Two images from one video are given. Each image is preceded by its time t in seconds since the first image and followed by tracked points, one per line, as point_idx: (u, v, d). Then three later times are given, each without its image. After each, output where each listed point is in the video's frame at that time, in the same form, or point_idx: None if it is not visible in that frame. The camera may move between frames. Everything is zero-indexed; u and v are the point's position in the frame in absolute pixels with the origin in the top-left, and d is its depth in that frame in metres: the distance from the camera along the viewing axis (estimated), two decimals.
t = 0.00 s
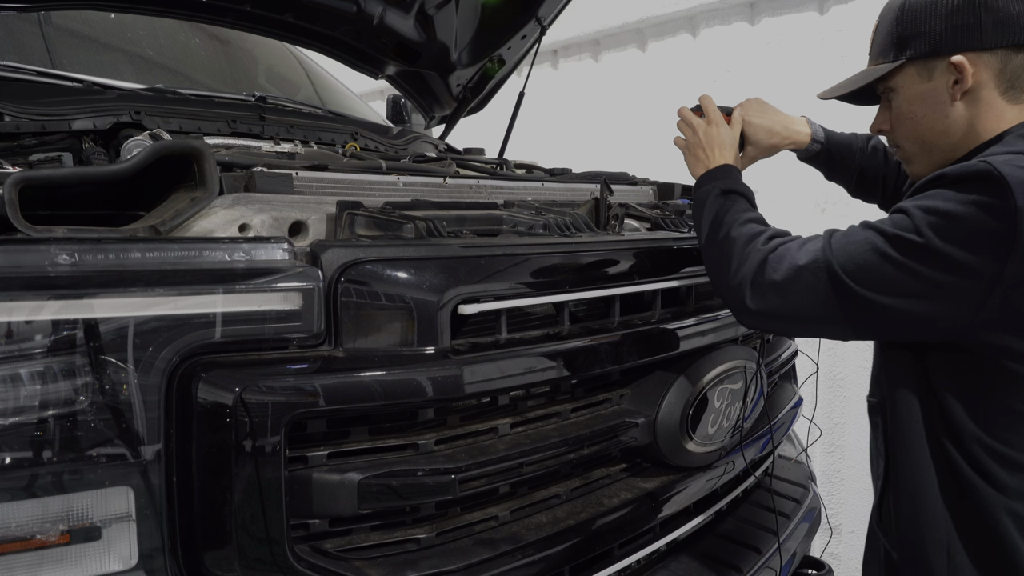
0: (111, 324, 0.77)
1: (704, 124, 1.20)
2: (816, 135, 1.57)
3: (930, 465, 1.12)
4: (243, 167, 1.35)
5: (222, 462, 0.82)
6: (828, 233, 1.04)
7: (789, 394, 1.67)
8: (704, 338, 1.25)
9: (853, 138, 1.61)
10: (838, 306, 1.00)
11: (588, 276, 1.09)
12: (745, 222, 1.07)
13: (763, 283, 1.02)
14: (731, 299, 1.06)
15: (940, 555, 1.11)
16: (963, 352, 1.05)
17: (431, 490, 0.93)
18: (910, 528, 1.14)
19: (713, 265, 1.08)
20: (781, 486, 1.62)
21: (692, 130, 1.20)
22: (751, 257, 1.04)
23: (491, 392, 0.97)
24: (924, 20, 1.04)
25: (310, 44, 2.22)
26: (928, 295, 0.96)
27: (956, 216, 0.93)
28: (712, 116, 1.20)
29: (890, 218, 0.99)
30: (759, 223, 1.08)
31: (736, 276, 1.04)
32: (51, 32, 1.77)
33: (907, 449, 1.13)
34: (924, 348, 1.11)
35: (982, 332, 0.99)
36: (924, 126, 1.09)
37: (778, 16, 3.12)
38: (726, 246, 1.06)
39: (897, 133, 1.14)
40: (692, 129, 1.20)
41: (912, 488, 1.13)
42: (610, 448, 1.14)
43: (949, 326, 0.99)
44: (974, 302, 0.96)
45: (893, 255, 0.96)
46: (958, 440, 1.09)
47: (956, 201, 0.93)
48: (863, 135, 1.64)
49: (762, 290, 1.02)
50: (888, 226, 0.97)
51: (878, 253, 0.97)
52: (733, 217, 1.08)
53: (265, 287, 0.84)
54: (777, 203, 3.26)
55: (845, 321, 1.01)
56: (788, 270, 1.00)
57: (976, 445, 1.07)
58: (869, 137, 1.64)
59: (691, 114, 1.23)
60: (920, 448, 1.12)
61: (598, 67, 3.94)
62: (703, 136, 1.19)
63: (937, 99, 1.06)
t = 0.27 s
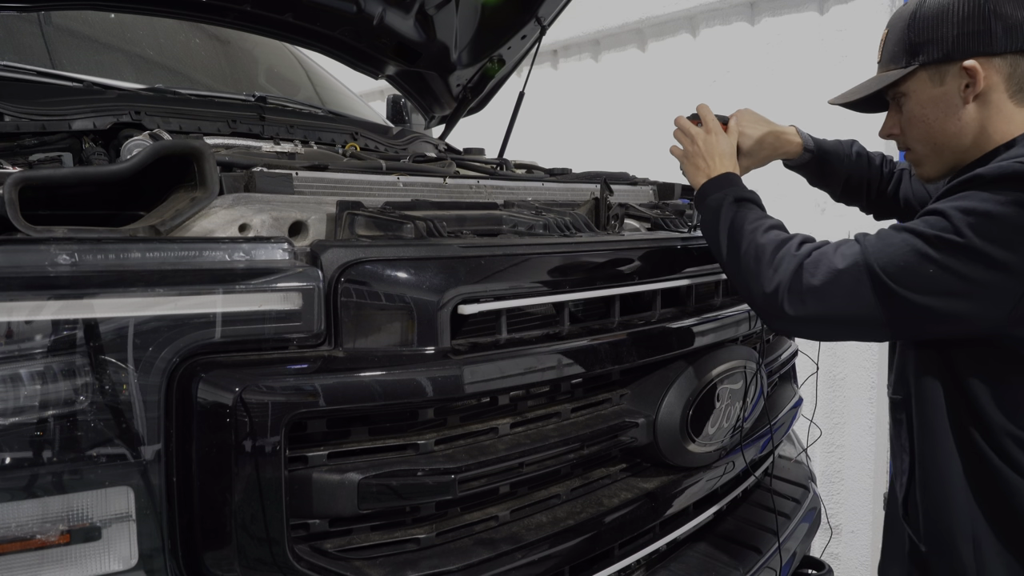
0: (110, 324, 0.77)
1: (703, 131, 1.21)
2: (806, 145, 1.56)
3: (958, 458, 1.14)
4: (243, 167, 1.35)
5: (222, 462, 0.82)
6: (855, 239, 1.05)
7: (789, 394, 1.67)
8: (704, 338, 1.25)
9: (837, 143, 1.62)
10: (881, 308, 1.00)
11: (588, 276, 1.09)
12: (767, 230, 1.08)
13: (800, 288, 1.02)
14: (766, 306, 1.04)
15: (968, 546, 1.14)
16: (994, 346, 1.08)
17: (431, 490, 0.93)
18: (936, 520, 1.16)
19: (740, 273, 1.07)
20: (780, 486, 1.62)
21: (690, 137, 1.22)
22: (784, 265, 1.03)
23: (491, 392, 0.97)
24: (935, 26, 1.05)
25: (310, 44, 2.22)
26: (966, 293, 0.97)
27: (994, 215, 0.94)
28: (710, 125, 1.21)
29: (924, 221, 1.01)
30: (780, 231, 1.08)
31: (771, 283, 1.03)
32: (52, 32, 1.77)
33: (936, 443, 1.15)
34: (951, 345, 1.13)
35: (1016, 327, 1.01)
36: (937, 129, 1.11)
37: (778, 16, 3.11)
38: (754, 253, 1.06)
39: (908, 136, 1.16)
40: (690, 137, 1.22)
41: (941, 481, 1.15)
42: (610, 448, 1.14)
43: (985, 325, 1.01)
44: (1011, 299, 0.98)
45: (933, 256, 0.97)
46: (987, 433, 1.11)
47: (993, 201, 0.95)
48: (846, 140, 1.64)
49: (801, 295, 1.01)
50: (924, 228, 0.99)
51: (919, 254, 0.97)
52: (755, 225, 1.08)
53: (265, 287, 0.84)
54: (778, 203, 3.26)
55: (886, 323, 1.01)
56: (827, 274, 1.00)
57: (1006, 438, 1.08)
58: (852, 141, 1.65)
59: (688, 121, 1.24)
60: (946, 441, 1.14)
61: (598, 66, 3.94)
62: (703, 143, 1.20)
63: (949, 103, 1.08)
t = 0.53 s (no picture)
0: (110, 324, 0.77)
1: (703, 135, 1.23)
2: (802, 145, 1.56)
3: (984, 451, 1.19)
4: (243, 167, 1.35)
5: (222, 462, 0.82)
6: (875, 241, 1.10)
7: (789, 394, 1.67)
8: (705, 338, 1.25)
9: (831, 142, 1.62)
10: (908, 308, 1.05)
11: (588, 276, 1.09)
12: (785, 233, 1.11)
13: (826, 291, 1.06)
14: (792, 309, 1.08)
15: (998, 534, 1.18)
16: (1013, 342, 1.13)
17: (431, 490, 0.93)
18: (967, 513, 1.19)
19: (762, 275, 1.10)
20: (780, 486, 1.62)
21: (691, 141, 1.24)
22: (808, 267, 1.07)
23: (491, 392, 0.97)
24: (937, 35, 1.10)
25: (310, 44, 2.22)
26: (990, 293, 1.02)
27: (1018, 217, 0.99)
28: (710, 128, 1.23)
29: (947, 224, 1.05)
30: (796, 234, 1.12)
31: (796, 286, 1.07)
32: (52, 32, 1.76)
33: (963, 438, 1.19)
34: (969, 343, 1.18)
35: None
36: (944, 134, 1.16)
37: (778, 16, 3.11)
38: (776, 257, 1.09)
39: (914, 142, 1.20)
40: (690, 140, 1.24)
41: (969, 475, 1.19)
42: (611, 448, 1.14)
43: (1008, 322, 1.06)
44: None
45: (959, 257, 1.01)
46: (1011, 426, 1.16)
47: (1016, 204, 1.00)
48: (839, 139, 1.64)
49: (827, 298, 1.06)
50: (949, 230, 1.03)
51: (946, 255, 1.02)
52: (771, 228, 1.11)
53: (265, 287, 0.84)
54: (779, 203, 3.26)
55: (912, 323, 1.06)
56: (854, 277, 1.05)
57: None
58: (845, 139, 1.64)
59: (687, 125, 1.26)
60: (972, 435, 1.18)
61: (598, 66, 3.94)
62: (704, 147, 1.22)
63: (956, 109, 1.13)
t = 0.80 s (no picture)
0: (110, 324, 0.77)
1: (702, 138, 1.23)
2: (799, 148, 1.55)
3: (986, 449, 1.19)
4: (243, 167, 1.35)
5: (222, 462, 0.82)
6: (875, 242, 1.10)
7: (789, 394, 1.67)
8: (704, 338, 1.25)
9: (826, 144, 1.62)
10: (912, 308, 1.04)
11: (588, 276, 1.09)
12: (786, 235, 1.11)
13: (828, 291, 1.05)
14: (794, 311, 1.08)
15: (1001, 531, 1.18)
16: (1014, 341, 1.13)
17: (431, 490, 0.93)
18: (971, 512, 1.20)
19: (764, 276, 1.10)
20: (780, 486, 1.62)
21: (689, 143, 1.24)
22: (810, 268, 1.07)
23: (491, 392, 0.97)
24: (932, 37, 1.10)
25: (310, 44, 2.22)
26: (993, 291, 1.03)
27: (1019, 215, 1.00)
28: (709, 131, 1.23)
29: (947, 223, 1.06)
30: (798, 236, 1.12)
31: (798, 287, 1.07)
32: (52, 32, 1.76)
33: (964, 436, 1.19)
34: (969, 341, 1.18)
35: None
36: (939, 137, 1.16)
37: (778, 16, 3.11)
38: (777, 259, 1.09)
39: (909, 145, 1.20)
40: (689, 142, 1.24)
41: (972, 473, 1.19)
42: (611, 448, 1.14)
43: (1010, 321, 1.06)
44: None
45: (962, 256, 1.02)
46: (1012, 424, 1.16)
47: (1016, 202, 1.01)
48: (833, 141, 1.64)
49: (830, 298, 1.05)
50: (950, 229, 1.04)
51: (948, 254, 1.02)
52: (773, 230, 1.11)
53: (265, 287, 0.84)
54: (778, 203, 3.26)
55: (914, 323, 1.06)
56: (856, 277, 1.05)
57: None
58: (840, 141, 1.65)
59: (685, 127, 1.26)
60: (974, 433, 1.19)
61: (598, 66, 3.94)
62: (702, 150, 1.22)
63: (951, 111, 1.13)
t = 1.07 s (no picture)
0: (111, 324, 0.77)
1: (703, 136, 1.23)
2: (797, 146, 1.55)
3: (969, 453, 1.18)
4: (243, 167, 1.35)
5: (221, 462, 0.82)
6: (865, 241, 1.10)
7: (789, 394, 1.67)
8: (704, 338, 1.25)
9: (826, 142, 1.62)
10: (895, 307, 1.04)
11: (588, 276, 1.09)
12: (777, 233, 1.11)
13: (814, 290, 1.06)
14: (780, 307, 1.08)
15: (983, 538, 1.18)
16: (1002, 344, 1.12)
17: (431, 490, 0.93)
18: (952, 516, 1.19)
19: (752, 273, 1.10)
20: (780, 487, 1.62)
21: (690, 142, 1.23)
22: (797, 266, 1.07)
23: (490, 392, 0.97)
24: (945, 32, 1.10)
25: (310, 44, 2.22)
26: (978, 294, 1.02)
27: (1005, 218, 1.00)
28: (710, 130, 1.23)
29: (935, 223, 1.05)
30: (790, 235, 1.12)
31: (784, 284, 1.07)
32: (52, 33, 1.76)
33: (950, 440, 1.19)
34: (958, 344, 1.17)
35: None
36: (944, 133, 1.16)
37: (778, 16, 3.11)
38: (766, 256, 1.09)
39: (914, 140, 1.21)
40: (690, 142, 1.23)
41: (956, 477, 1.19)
42: (611, 448, 1.14)
43: (997, 324, 1.06)
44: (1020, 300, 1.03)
45: (947, 257, 1.02)
46: (997, 429, 1.15)
47: (1004, 205, 1.01)
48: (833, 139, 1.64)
49: (814, 297, 1.06)
50: (936, 230, 1.04)
51: (932, 255, 1.02)
52: (765, 227, 1.11)
53: (265, 287, 0.84)
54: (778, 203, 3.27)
55: (899, 323, 1.06)
56: (842, 277, 1.05)
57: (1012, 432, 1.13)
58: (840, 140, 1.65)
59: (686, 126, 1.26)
60: (959, 436, 1.18)
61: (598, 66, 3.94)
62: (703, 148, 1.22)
63: (958, 108, 1.13)
